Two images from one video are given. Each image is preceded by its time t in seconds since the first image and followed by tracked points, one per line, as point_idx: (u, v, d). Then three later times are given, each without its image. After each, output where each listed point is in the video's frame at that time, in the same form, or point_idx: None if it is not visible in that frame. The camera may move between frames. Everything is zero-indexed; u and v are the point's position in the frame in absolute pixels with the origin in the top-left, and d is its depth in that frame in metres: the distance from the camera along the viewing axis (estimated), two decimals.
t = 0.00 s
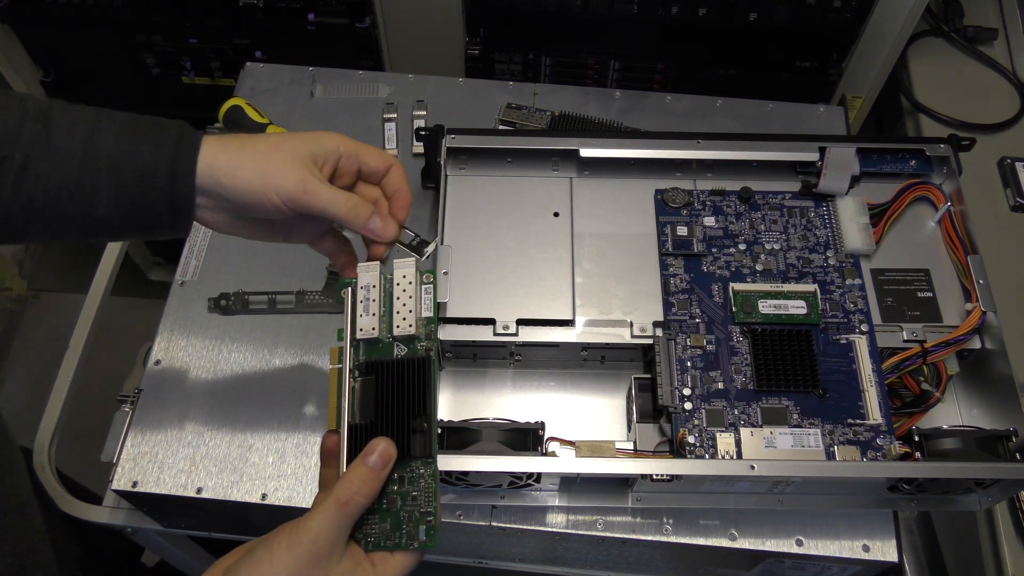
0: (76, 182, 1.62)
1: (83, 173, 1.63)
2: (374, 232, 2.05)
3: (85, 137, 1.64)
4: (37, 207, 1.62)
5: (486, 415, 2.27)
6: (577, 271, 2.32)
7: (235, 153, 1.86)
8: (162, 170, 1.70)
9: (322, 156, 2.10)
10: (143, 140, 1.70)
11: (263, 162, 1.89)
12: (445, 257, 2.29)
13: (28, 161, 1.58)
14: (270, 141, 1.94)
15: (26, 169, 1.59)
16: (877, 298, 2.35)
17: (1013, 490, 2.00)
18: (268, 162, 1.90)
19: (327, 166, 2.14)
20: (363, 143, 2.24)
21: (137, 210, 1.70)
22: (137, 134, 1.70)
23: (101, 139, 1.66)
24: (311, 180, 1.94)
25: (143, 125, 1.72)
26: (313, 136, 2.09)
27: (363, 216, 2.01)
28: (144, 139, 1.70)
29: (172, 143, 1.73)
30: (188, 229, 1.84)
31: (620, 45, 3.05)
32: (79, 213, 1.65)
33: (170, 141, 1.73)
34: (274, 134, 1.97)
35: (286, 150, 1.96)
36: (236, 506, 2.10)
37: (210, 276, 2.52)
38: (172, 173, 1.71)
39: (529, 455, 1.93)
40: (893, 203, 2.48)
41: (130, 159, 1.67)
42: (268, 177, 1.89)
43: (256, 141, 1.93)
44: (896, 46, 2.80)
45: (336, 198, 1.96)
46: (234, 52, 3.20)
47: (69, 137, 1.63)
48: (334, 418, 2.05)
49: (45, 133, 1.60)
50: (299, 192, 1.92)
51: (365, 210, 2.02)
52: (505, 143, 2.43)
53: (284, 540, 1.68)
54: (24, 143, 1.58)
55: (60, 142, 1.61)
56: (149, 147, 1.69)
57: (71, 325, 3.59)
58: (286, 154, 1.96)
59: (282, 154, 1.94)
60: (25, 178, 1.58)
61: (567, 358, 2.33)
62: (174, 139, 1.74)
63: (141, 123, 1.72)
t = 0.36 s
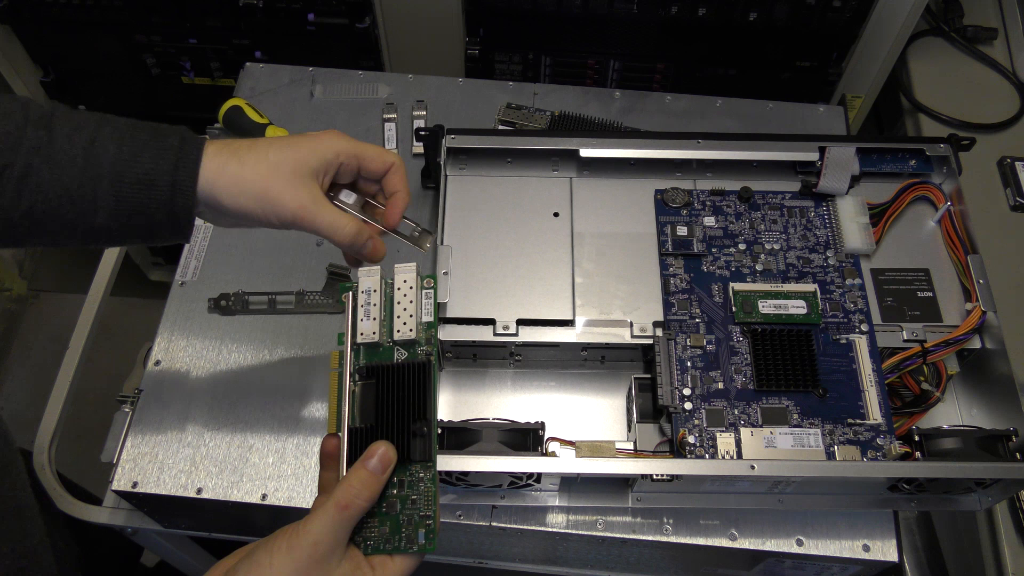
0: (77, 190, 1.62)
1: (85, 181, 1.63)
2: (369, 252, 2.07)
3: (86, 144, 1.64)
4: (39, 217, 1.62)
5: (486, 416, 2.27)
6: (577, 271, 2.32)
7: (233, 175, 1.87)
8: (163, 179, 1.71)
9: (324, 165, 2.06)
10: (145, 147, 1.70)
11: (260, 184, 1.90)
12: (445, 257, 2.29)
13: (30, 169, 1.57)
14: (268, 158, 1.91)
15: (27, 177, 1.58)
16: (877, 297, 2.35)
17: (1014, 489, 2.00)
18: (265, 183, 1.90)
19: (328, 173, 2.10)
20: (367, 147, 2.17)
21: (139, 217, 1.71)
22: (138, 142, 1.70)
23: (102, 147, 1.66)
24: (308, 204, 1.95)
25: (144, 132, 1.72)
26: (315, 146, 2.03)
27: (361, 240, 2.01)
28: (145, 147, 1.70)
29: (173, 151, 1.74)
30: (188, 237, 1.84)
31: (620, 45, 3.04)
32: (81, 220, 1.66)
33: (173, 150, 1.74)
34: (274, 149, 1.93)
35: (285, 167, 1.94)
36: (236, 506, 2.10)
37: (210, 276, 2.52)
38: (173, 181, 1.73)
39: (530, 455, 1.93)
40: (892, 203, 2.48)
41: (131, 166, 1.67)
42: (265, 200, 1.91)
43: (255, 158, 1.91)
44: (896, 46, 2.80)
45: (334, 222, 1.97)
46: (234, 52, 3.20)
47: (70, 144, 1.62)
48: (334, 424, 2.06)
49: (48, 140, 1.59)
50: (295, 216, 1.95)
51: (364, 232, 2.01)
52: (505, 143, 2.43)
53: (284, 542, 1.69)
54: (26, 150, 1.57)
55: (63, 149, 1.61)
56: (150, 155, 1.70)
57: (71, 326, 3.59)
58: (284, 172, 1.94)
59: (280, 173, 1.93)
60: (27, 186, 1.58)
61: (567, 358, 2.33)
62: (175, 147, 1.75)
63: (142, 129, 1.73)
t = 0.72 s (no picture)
0: (76, 182, 1.58)
1: (84, 171, 1.59)
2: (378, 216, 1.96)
3: (84, 136, 1.60)
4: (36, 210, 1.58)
5: (486, 416, 2.27)
6: (577, 271, 2.32)
7: (230, 157, 1.77)
8: (163, 168, 1.66)
9: (321, 158, 2.00)
10: (144, 137, 1.65)
11: (260, 164, 1.80)
12: (445, 257, 2.28)
13: (28, 161, 1.55)
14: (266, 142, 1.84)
15: (26, 170, 1.55)
16: (877, 297, 2.35)
17: (1014, 489, 2.00)
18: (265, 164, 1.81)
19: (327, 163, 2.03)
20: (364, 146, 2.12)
21: (140, 210, 1.66)
22: (137, 132, 1.65)
23: (101, 137, 1.62)
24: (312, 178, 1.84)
25: (142, 121, 1.67)
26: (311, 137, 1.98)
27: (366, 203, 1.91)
28: (144, 137, 1.65)
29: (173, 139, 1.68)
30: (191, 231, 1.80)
31: (620, 45, 3.05)
32: (81, 213, 1.61)
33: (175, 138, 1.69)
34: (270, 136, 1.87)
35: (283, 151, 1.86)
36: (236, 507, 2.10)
37: (210, 276, 2.52)
38: (175, 171, 1.67)
39: (530, 455, 1.93)
40: (892, 203, 2.48)
41: (130, 157, 1.62)
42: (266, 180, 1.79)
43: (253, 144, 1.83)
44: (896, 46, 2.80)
45: (339, 190, 1.86)
46: (233, 52, 3.19)
47: (68, 137, 1.59)
48: (329, 420, 2.06)
49: (45, 131, 1.57)
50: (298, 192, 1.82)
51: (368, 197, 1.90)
52: (505, 143, 2.43)
53: (279, 543, 1.68)
54: (23, 143, 1.54)
55: (61, 140, 1.58)
56: (150, 145, 1.65)
57: (71, 326, 3.60)
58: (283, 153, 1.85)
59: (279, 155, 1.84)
60: (25, 181, 1.55)
61: (567, 358, 2.33)
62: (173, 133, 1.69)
63: (140, 119, 1.67)
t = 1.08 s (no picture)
0: (71, 202, 1.61)
1: (79, 194, 1.62)
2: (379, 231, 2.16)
3: (82, 156, 1.63)
4: (31, 224, 1.61)
5: (486, 416, 2.27)
6: (577, 270, 2.32)
7: (239, 181, 1.85)
8: (159, 194, 1.69)
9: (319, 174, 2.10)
10: (142, 161, 1.68)
11: (268, 188, 1.89)
12: (445, 257, 2.28)
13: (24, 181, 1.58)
14: (270, 163, 1.91)
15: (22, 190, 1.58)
16: (877, 297, 2.35)
17: (1014, 489, 2.00)
18: (273, 186, 1.90)
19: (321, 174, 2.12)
20: (352, 155, 2.22)
21: (134, 232, 1.69)
22: (134, 154, 1.69)
23: (99, 159, 1.65)
24: (319, 201, 1.97)
25: (143, 145, 1.70)
26: (307, 148, 2.05)
27: (369, 221, 2.11)
28: (142, 161, 1.68)
29: (172, 165, 1.71)
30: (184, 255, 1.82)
31: (620, 45, 3.05)
32: (74, 232, 1.64)
33: (173, 163, 1.72)
34: (271, 154, 1.94)
35: (286, 173, 1.95)
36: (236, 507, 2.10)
37: (210, 276, 2.52)
38: (169, 198, 1.70)
39: (530, 455, 1.93)
40: (892, 203, 2.48)
41: (127, 180, 1.66)
42: (275, 204, 1.90)
43: (257, 166, 1.90)
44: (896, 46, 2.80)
45: (344, 211, 2.03)
46: (233, 52, 3.19)
47: (66, 156, 1.62)
48: (324, 421, 2.10)
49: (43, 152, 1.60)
50: (306, 215, 1.96)
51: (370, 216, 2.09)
52: (505, 143, 2.43)
53: (275, 540, 1.68)
54: (20, 160, 1.57)
55: (58, 161, 1.61)
56: (148, 169, 1.68)
57: (71, 325, 3.60)
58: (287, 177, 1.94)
59: (284, 177, 1.94)
60: (20, 197, 1.58)
61: (567, 358, 2.33)
62: (173, 158, 1.72)
63: (140, 143, 1.70)
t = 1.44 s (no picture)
0: (58, 217, 1.63)
1: (67, 207, 1.63)
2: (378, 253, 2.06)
3: (71, 171, 1.65)
4: (20, 240, 1.63)
5: (486, 416, 2.27)
6: (577, 270, 2.32)
7: (230, 187, 1.87)
8: (147, 212, 1.71)
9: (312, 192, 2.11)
10: (132, 177, 1.70)
11: (259, 194, 1.89)
12: (445, 257, 2.28)
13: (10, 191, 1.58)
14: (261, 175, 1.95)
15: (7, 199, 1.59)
16: (877, 297, 2.35)
17: (1014, 489, 2.00)
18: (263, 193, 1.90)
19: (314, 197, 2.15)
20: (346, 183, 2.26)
21: (120, 248, 1.70)
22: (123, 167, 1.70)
23: (88, 175, 1.66)
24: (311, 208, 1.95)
25: (133, 162, 1.72)
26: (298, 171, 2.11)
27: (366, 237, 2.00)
28: (131, 178, 1.70)
29: (162, 183, 1.73)
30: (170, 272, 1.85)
31: (620, 45, 3.05)
32: (60, 247, 1.65)
33: (165, 182, 1.74)
34: (263, 171, 2.00)
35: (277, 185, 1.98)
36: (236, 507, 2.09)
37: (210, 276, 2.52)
38: (159, 213, 1.72)
39: (530, 455, 1.93)
40: (892, 203, 2.48)
41: (116, 198, 1.68)
42: (266, 208, 1.88)
43: (249, 178, 1.94)
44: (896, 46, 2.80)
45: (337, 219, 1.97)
46: (233, 52, 3.19)
47: (55, 170, 1.63)
48: (320, 415, 2.09)
49: (33, 161, 1.61)
50: (298, 220, 1.92)
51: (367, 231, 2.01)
52: (506, 143, 2.43)
53: (271, 534, 1.68)
54: (10, 171, 1.58)
55: (48, 171, 1.62)
56: (137, 186, 1.70)
57: (71, 326, 3.59)
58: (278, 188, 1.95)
59: (275, 186, 1.95)
60: (5, 211, 1.59)
61: (567, 358, 2.33)
62: (164, 176, 1.74)
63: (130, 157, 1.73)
